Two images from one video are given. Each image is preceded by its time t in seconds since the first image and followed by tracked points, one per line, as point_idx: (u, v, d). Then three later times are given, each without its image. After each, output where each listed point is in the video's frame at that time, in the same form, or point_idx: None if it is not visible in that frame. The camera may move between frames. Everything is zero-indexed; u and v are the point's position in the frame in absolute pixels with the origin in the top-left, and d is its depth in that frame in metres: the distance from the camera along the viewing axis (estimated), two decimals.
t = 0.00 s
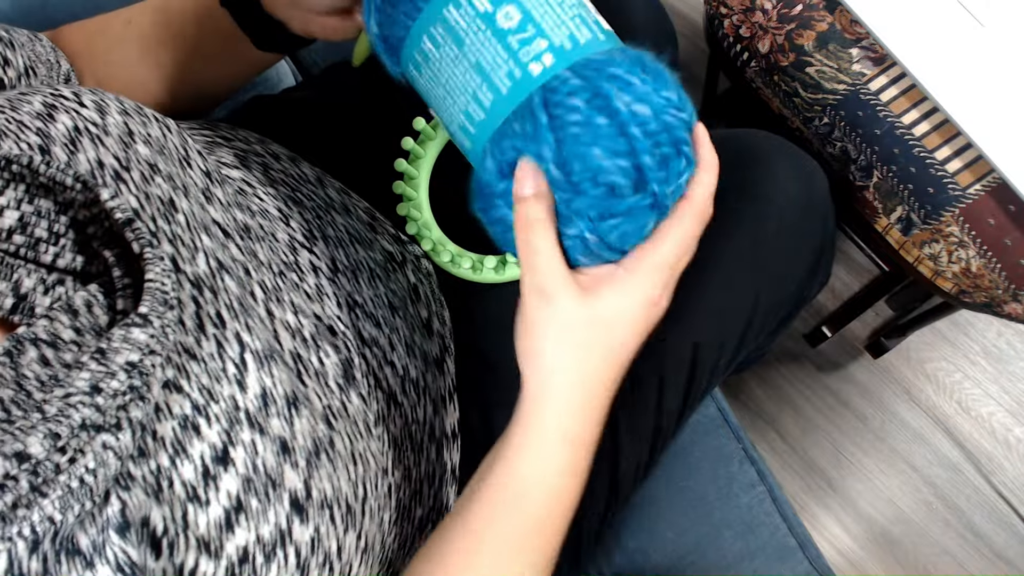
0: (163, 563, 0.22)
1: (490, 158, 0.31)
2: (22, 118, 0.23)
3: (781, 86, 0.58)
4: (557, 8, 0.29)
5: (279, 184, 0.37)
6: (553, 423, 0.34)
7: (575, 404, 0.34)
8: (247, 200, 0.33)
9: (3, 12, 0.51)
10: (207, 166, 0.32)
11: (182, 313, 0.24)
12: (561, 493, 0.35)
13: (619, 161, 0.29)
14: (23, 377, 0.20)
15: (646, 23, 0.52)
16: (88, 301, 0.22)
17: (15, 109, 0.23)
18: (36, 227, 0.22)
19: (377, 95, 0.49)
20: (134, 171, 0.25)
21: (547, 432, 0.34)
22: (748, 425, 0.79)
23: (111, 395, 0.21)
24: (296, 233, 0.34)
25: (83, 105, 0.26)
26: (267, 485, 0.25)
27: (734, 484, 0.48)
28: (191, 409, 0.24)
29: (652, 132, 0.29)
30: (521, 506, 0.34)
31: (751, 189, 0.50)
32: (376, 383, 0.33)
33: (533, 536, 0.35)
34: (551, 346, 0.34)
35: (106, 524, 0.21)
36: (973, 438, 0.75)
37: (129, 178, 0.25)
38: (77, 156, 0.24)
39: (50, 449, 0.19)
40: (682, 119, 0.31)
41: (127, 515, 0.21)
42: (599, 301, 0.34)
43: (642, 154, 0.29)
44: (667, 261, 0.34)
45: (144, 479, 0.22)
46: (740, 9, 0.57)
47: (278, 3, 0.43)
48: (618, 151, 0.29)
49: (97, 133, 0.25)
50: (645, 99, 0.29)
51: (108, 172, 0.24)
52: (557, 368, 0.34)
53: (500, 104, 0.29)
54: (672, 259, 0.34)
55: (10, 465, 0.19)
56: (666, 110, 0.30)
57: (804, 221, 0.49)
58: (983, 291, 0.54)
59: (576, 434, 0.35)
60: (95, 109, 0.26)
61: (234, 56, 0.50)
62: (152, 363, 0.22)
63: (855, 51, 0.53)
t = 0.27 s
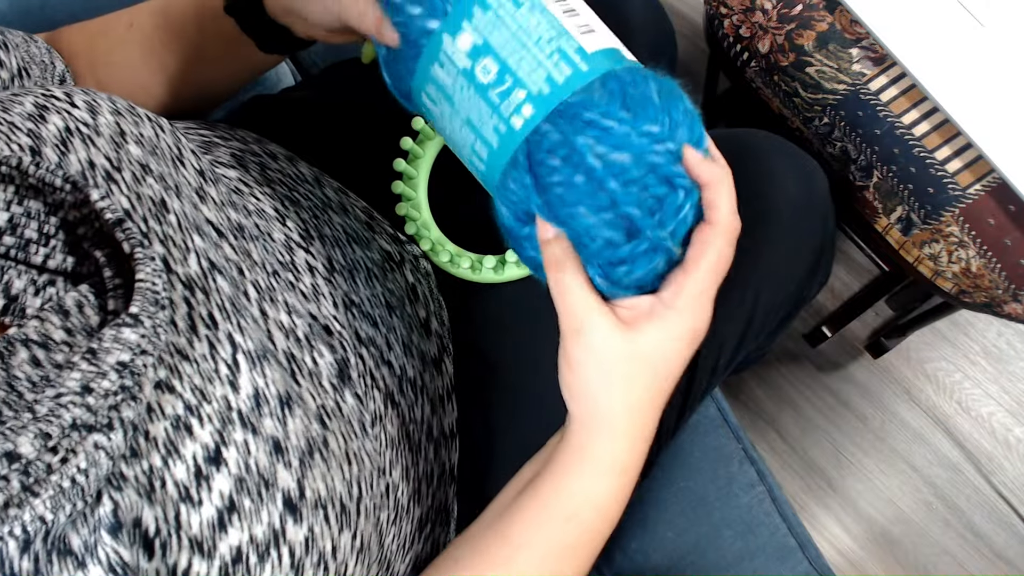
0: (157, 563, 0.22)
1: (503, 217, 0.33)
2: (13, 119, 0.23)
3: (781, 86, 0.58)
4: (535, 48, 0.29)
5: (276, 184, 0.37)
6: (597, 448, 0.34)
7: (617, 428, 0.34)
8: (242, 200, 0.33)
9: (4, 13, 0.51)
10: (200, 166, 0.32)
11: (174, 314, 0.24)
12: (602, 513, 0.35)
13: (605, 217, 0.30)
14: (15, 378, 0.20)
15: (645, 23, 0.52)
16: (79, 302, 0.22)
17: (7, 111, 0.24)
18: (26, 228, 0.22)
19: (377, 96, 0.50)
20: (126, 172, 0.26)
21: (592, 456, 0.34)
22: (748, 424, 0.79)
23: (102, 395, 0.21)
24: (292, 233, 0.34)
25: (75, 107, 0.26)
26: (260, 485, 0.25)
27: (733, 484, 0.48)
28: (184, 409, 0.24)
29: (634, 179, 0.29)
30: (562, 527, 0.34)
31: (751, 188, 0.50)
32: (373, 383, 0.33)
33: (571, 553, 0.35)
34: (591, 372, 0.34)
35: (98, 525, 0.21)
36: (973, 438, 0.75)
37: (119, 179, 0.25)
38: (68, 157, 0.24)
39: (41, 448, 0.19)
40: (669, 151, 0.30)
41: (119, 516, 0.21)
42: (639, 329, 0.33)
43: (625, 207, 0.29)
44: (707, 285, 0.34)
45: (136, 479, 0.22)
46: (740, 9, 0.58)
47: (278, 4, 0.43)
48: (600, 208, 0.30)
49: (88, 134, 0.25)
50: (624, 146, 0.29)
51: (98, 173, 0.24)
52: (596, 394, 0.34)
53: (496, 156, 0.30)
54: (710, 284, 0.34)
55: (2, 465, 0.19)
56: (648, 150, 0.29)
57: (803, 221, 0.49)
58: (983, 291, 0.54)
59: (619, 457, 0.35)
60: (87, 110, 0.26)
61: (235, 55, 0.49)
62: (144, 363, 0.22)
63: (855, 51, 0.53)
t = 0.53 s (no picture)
0: (160, 561, 0.22)
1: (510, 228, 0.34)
2: (15, 118, 0.23)
3: (781, 87, 0.58)
4: (522, 62, 0.29)
5: (278, 183, 0.37)
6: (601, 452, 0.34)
7: (620, 432, 0.34)
8: (244, 199, 0.33)
9: (4, 12, 0.51)
10: (202, 164, 0.32)
11: (178, 313, 0.24)
12: (603, 516, 0.35)
13: (597, 234, 0.30)
14: (19, 377, 0.20)
15: (645, 23, 0.52)
16: (82, 301, 0.22)
17: (9, 110, 0.23)
18: (30, 228, 0.22)
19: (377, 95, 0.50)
20: (128, 171, 0.26)
21: (594, 459, 0.34)
22: (748, 425, 0.79)
23: (106, 393, 0.21)
24: (294, 232, 0.34)
25: (77, 106, 0.26)
26: (264, 483, 0.25)
27: (734, 484, 0.48)
28: (188, 407, 0.24)
29: (623, 195, 0.29)
30: (563, 527, 0.34)
31: (751, 188, 0.50)
32: (375, 382, 0.33)
33: (570, 555, 0.35)
34: (596, 375, 0.33)
35: (103, 522, 0.21)
36: (973, 438, 0.75)
37: (122, 178, 0.25)
38: (71, 156, 0.24)
39: (46, 447, 0.19)
40: (660, 168, 0.29)
41: (123, 514, 0.21)
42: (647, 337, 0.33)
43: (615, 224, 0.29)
44: (718, 295, 0.33)
45: (140, 477, 0.22)
46: (740, 9, 0.58)
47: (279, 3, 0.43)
48: (592, 225, 0.30)
49: (91, 133, 0.25)
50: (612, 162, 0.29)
51: (101, 172, 0.24)
52: (603, 398, 0.34)
53: (492, 169, 0.31)
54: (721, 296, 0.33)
55: (6, 463, 0.19)
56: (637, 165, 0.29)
57: (804, 221, 0.49)
58: (983, 291, 0.54)
59: (622, 461, 0.35)
60: (89, 109, 0.26)
61: (235, 56, 0.49)
62: (148, 361, 0.22)
63: (855, 51, 0.53)
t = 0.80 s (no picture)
0: (160, 562, 0.22)
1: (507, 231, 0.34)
2: (15, 119, 0.23)
3: (781, 86, 0.58)
4: (515, 70, 0.28)
5: (277, 183, 0.37)
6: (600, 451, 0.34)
7: (621, 431, 0.34)
8: (244, 200, 0.33)
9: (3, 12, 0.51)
10: (202, 165, 0.32)
11: (178, 314, 0.24)
12: (604, 514, 0.35)
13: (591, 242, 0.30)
14: (18, 378, 0.20)
15: (645, 23, 0.52)
16: (82, 302, 0.22)
17: (9, 110, 0.23)
18: (30, 228, 0.22)
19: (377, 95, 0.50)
20: (128, 172, 0.26)
21: (594, 458, 0.34)
22: (748, 425, 0.79)
23: (106, 395, 0.21)
24: (293, 233, 0.34)
25: (77, 107, 0.26)
26: (263, 484, 0.25)
27: (734, 484, 0.48)
28: (187, 408, 0.24)
29: (615, 204, 0.29)
30: (564, 526, 0.34)
31: (751, 188, 0.50)
32: (374, 383, 0.33)
33: (572, 554, 0.35)
34: (595, 375, 0.34)
35: (103, 524, 0.21)
36: (973, 438, 0.75)
37: (122, 179, 0.25)
38: (70, 157, 0.24)
39: (46, 449, 0.19)
40: (652, 175, 0.29)
41: (123, 515, 0.21)
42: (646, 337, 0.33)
43: (609, 232, 0.29)
44: (717, 294, 0.33)
45: (140, 478, 0.22)
46: (740, 9, 0.58)
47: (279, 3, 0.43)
48: (585, 233, 0.30)
49: (90, 134, 0.25)
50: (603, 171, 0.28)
51: (101, 173, 0.24)
52: (602, 397, 0.34)
53: (488, 175, 0.31)
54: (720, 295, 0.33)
55: (6, 465, 0.19)
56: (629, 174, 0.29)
57: (804, 221, 0.49)
58: (983, 291, 0.54)
59: (623, 459, 0.35)
60: (89, 110, 0.26)
61: (231, 55, 0.48)
62: (147, 363, 0.22)
63: (855, 51, 0.53)
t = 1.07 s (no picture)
0: (160, 563, 0.22)
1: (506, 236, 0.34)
2: (15, 119, 0.23)
3: (781, 86, 0.58)
4: (508, 78, 0.28)
5: (277, 183, 0.37)
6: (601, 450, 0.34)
7: (622, 431, 0.34)
8: (244, 200, 0.33)
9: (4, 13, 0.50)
10: (202, 166, 0.32)
11: (177, 314, 0.24)
12: (606, 513, 0.35)
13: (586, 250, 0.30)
14: (18, 379, 0.20)
15: (645, 23, 0.52)
16: (82, 302, 0.22)
17: (9, 111, 0.23)
18: (30, 229, 0.22)
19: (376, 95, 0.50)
20: (128, 173, 0.26)
21: (595, 458, 0.34)
22: (748, 425, 0.79)
23: (106, 395, 0.21)
24: (293, 234, 0.34)
25: (77, 107, 0.26)
26: (263, 485, 0.25)
27: (734, 484, 0.48)
28: (187, 409, 0.24)
29: (609, 212, 0.29)
30: (566, 525, 0.34)
31: (750, 188, 0.50)
32: (374, 383, 0.33)
33: (574, 553, 0.35)
34: (596, 375, 0.34)
35: (103, 524, 0.21)
36: (973, 438, 0.75)
37: (122, 179, 0.25)
38: (71, 157, 0.24)
39: (46, 450, 0.19)
40: (644, 182, 0.29)
41: (123, 516, 0.21)
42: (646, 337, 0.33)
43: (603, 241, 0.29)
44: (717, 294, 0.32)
45: (140, 479, 0.22)
46: (740, 9, 0.58)
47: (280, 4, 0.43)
48: (581, 242, 0.30)
49: (90, 134, 0.25)
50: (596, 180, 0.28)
51: (101, 174, 0.24)
52: (603, 397, 0.34)
53: (487, 181, 0.31)
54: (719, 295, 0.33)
55: (6, 466, 0.19)
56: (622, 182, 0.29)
57: (803, 221, 0.49)
58: (983, 291, 0.54)
59: (624, 459, 0.35)
60: (89, 111, 0.26)
61: (231, 56, 0.49)
62: (147, 363, 0.22)
63: (855, 51, 0.53)
